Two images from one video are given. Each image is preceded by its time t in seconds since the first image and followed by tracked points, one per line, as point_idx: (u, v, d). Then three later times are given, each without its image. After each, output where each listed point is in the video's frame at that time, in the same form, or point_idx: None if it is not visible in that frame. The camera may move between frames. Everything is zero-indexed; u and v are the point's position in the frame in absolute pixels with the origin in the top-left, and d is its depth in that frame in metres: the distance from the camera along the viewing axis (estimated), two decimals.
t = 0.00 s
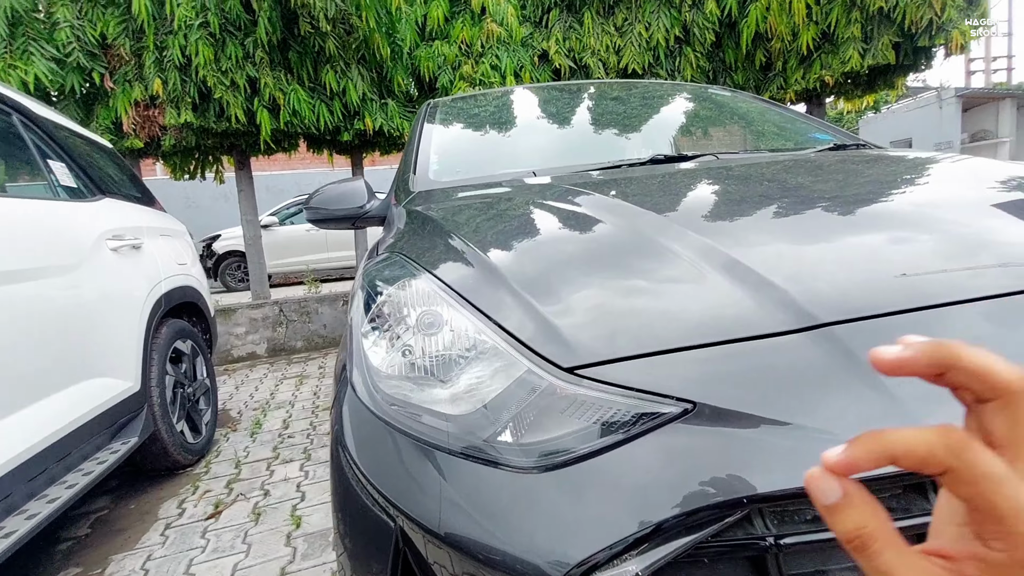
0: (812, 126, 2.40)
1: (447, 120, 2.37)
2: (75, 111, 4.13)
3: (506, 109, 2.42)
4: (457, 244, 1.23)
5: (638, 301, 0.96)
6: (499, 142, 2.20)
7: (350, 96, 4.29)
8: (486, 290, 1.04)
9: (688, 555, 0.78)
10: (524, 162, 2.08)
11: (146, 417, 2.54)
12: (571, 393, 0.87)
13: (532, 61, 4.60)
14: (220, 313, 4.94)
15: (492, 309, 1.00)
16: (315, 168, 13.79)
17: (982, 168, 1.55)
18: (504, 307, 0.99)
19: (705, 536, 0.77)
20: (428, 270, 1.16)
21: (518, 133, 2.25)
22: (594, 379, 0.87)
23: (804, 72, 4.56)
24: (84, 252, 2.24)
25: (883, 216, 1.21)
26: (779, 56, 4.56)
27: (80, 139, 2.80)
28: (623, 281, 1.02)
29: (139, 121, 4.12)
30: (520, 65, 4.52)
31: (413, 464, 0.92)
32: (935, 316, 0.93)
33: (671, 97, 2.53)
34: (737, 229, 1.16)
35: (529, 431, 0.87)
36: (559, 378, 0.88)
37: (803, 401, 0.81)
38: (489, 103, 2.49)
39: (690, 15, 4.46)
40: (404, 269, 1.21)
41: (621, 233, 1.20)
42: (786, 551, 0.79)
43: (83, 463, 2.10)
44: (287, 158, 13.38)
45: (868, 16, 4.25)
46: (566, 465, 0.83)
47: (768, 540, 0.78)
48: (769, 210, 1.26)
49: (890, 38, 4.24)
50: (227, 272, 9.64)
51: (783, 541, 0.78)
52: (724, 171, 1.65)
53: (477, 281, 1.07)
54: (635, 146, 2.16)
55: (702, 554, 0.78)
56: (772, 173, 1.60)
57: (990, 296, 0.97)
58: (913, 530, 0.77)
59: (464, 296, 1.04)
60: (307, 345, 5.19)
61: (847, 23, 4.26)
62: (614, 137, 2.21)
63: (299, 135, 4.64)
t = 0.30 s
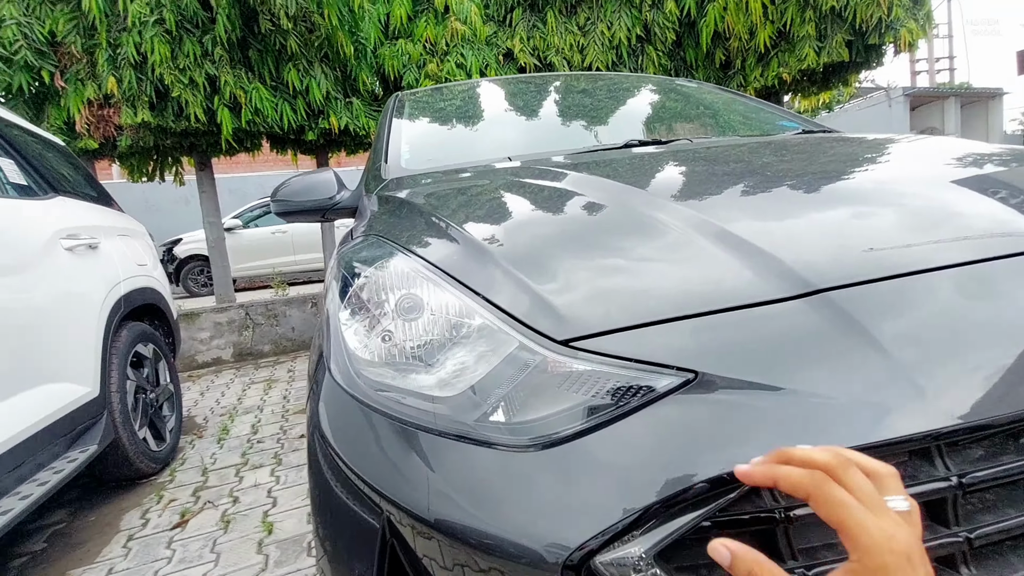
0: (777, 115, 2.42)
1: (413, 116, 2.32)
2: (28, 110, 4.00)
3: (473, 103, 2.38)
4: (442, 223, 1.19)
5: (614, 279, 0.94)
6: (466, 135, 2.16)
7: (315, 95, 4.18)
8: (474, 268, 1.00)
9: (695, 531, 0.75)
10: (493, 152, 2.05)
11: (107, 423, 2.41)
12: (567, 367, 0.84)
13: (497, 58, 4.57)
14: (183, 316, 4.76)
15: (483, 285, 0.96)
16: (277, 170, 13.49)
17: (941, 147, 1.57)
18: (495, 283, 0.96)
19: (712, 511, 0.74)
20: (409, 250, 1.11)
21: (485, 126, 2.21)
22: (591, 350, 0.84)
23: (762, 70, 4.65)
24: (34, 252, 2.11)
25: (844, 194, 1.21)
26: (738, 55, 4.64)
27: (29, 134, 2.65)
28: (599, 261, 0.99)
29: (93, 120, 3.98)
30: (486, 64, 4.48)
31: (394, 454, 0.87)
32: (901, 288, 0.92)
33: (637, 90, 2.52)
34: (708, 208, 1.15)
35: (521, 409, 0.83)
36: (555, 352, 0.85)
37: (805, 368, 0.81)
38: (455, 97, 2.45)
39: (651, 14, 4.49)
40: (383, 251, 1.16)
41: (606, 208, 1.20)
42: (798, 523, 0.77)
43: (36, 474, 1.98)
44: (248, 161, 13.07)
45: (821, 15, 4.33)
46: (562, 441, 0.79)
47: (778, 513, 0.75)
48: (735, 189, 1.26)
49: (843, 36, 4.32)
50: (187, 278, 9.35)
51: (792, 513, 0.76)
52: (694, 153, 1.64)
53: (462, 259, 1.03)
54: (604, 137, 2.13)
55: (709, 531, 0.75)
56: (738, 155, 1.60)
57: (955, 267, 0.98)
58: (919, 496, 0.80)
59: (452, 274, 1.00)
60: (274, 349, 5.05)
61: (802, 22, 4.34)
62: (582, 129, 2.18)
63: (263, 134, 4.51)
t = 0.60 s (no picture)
0: (748, 149, 2.48)
1: (396, 105, 2.26)
2: None
3: (457, 100, 2.35)
4: (421, 212, 1.15)
5: (587, 289, 0.94)
6: (447, 132, 2.11)
7: (290, 72, 4.04)
8: (451, 262, 0.96)
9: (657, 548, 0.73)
10: (468, 151, 2.02)
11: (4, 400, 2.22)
12: (540, 372, 0.81)
13: (485, 64, 4.55)
14: (112, 291, 4.50)
15: (460, 281, 0.93)
16: (237, 146, 13.02)
17: (882, 192, 1.63)
18: (473, 279, 0.93)
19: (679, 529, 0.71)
20: (382, 238, 1.06)
21: (468, 125, 2.18)
22: (567, 356, 0.82)
23: (734, 108, 4.81)
24: None
25: (802, 225, 1.24)
26: (713, 91, 4.76)
27: None
28: (576, 268, 0.99)
29: (33, 67, 3.85)
30: (473, 66, 4.46)
31: (343, 453, 0.81)
32: (853, 318, 0.95)
33: (619, 108, 2.54)
34: (674, 228, 1.15)
35: (488, 412, 0.80)
36: (529, 355, 0.82)
37: (776, 390, 0.83)
38: (440, 93, 2.41)
39: (636, 42, 4.58)
40: (353, 235, 1.11)
41: (587, 215, 1.20)
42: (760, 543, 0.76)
43: None
44: (206, 133, 12.57)
45: (790, 65, 4.48)
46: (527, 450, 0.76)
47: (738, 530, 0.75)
48: (703, 211, 1.27)
49: (807, 86, 4.50)
50: (123, 249, 8.90)
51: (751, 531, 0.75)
52: (665, 174, 1.66)
53: (439, 252, 0.99)
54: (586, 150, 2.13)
55: (670, 548, 0.74)
56: (706, 179, 1.63)
57: (894, 303, 1.01)
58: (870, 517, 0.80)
59: (427, 266, 0.96)
60: (213, 333, 4.83)
61: (773, 68, 4.51)
62: (562, 141, 2.17)
63: (227, 105, 4.34)
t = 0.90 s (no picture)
0: (721, 147, 2.51)
1: (367, 108, 2.25)
2: None
3: (429, 102, 2.34)
4: (396, 213, 1.15)
5: (564, 289, 0.94)
6: (422, 134, 2.11)
7: (261, 76, 4.00)
8: (427, 263, 0.96)
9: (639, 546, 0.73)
10: (444, 153, 2.01)
11: None
12: (519, 372, 0.81)
13: (457, 65, 4.54)
14: (86, 300, 4.40)
15: (436, 281, 0.92)
16: (209, 151, 12.83)
17: (857, 188, 1.66)
18: (450, 280, 0.92)
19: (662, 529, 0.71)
20: (359, 240, 1.05)
21: (442, 127, 2.17)
22: (546, 356, 0.82)
23: (707, 107, 4.86)
24: None
25: (778, 221, 1.26)
26: (686, 90, 4.81)
27: None
28: (553, 267, 0.99)
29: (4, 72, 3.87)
30: (445, 68, 4.43)
31: (322, 457, 0.81)
32: (829, 311, 0.97)
33: (593, 109, 2.56)
34: (653, 227, 1.16)
35: (467, 413, 0.79)
36: (507, 355, 0.82)
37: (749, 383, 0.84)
38: (411, 95, 2.40)
39: (608, 42, 4.61)
40: (327, 237, 1.10)
41: (561, 214, 1.20)
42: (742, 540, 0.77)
43: None
44: (178, 139, 12.38)
45: (762, 62, 4.56)
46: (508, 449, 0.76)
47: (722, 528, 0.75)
48: (681, 208, 1.28)
49: (780, 84, 4.56)
50: (97, 257, 8.71)
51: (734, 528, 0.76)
52: (641, 172, 1.67)
53: (416, 253, 0.99)
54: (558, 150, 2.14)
55: (654, 547, 0.74)
56: (683, 176, 1.64)
57: (871, 298, 1.03)
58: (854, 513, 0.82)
59: (404, 267, 0.96)
60: (190, 340, 4.75)
61: (746, 66, 4.60)
62: (535, 142, 2.18)
63: (199, 111, 4.27)
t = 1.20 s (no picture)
0: (709, 148, 2.52)
1: (355, 109, 2.24)
2: None
3: (417, 104, 2.34)
4: (385, 212, 1.15)
5: (552, 288, 0.94)
6: (410, 135, 2.11)
7: (249, 78, 3.97)
8: (416, 261, 0.96)
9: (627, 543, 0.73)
10: (433, 153, 2.01)
11: None
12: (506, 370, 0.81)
13: (444, 68, 4.54)
14: (73, 302, 4.36)
15: (424, 280, 0.92)
16: (197, 153, 12.74)
17: (844, 188, 1.67)
18: (438, 278, 0.92)
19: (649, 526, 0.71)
20: (347, 239, 1.05)
21: (430, 129, 2.17)
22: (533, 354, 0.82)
23: (694, 110, 4.89)
24: None
25: (766, 221, 1.27)
26: (674, 93, 4.83)
27: None
28: (541, 266, 0.99)
29: None
30: (433, 71, 4.43)
31: (309, 457, 0.80)
32: (816, 309, 0.97)
33: (581, 110, 2.56)
34: (642, 226, 1.16)
35: (454, 411, 0.79)
36: (494, 353, 0.82)
37: (736, 382, 0.85)
38: (399, 96, 2.39)
39: (596, 45, 4.62)
40: (315, 235, 1.09)
41: (550, 214, 1.20)
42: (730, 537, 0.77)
43: None
44: (165, 140, 12.28)
45: (750, 66, 4.59)
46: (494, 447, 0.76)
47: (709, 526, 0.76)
48: (669, 208, 1.29)
49: (767, 87, 4.60)
50: (84, 259, 8.63)
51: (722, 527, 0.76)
52: (629, 172, 1.68)
53: (404, 252, 0.99)
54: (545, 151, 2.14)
55: (642, 545, 0.74)
56: (671, 176, 1.65)
57: (859, 297, 1.03)
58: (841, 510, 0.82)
59: (392, 265, 0.95)
60: (178, 342, 4.71)
61: (733, 70, 4.61)
62: (524, 143, 2.18)
63: (186, 113, 4.25)
